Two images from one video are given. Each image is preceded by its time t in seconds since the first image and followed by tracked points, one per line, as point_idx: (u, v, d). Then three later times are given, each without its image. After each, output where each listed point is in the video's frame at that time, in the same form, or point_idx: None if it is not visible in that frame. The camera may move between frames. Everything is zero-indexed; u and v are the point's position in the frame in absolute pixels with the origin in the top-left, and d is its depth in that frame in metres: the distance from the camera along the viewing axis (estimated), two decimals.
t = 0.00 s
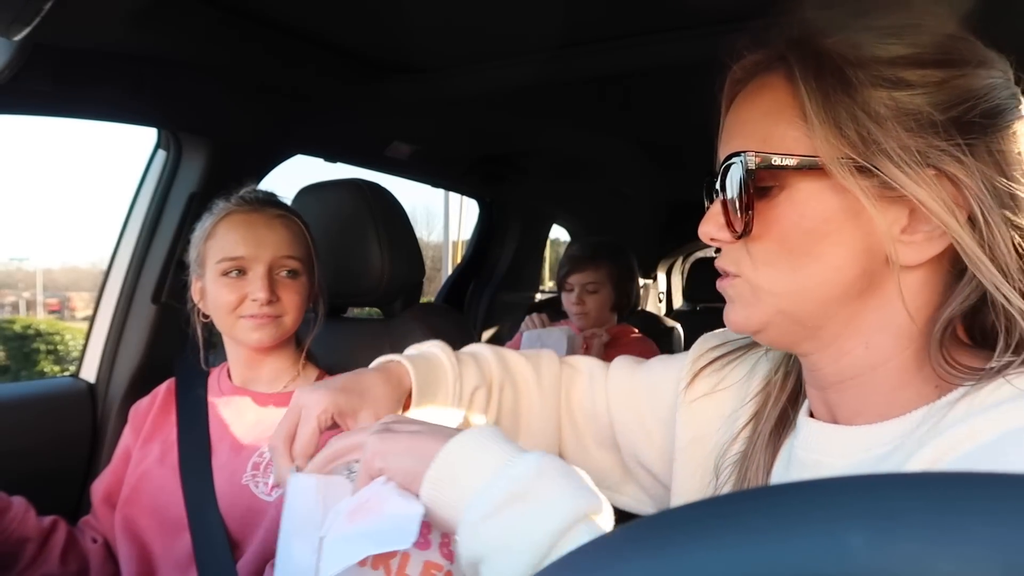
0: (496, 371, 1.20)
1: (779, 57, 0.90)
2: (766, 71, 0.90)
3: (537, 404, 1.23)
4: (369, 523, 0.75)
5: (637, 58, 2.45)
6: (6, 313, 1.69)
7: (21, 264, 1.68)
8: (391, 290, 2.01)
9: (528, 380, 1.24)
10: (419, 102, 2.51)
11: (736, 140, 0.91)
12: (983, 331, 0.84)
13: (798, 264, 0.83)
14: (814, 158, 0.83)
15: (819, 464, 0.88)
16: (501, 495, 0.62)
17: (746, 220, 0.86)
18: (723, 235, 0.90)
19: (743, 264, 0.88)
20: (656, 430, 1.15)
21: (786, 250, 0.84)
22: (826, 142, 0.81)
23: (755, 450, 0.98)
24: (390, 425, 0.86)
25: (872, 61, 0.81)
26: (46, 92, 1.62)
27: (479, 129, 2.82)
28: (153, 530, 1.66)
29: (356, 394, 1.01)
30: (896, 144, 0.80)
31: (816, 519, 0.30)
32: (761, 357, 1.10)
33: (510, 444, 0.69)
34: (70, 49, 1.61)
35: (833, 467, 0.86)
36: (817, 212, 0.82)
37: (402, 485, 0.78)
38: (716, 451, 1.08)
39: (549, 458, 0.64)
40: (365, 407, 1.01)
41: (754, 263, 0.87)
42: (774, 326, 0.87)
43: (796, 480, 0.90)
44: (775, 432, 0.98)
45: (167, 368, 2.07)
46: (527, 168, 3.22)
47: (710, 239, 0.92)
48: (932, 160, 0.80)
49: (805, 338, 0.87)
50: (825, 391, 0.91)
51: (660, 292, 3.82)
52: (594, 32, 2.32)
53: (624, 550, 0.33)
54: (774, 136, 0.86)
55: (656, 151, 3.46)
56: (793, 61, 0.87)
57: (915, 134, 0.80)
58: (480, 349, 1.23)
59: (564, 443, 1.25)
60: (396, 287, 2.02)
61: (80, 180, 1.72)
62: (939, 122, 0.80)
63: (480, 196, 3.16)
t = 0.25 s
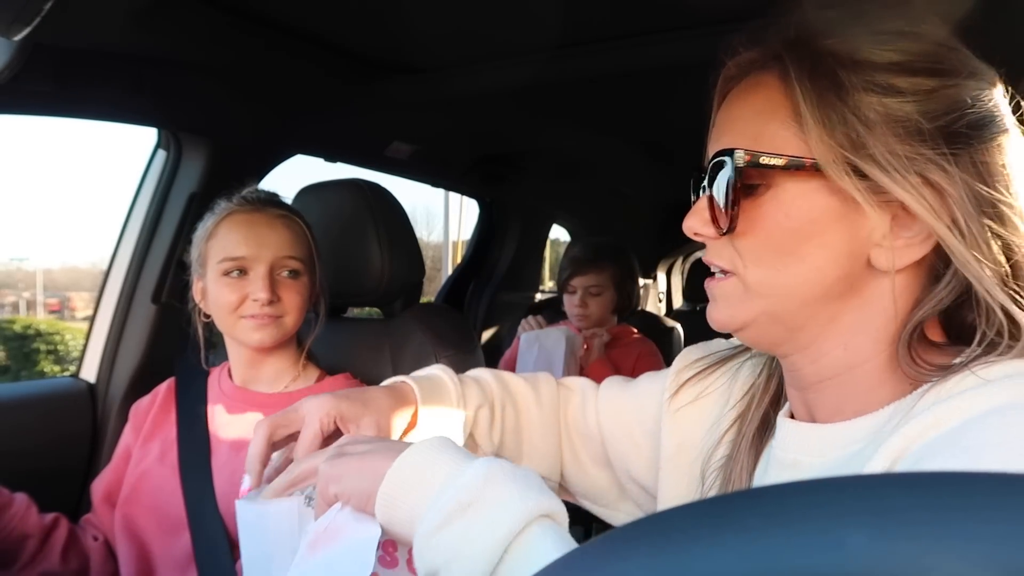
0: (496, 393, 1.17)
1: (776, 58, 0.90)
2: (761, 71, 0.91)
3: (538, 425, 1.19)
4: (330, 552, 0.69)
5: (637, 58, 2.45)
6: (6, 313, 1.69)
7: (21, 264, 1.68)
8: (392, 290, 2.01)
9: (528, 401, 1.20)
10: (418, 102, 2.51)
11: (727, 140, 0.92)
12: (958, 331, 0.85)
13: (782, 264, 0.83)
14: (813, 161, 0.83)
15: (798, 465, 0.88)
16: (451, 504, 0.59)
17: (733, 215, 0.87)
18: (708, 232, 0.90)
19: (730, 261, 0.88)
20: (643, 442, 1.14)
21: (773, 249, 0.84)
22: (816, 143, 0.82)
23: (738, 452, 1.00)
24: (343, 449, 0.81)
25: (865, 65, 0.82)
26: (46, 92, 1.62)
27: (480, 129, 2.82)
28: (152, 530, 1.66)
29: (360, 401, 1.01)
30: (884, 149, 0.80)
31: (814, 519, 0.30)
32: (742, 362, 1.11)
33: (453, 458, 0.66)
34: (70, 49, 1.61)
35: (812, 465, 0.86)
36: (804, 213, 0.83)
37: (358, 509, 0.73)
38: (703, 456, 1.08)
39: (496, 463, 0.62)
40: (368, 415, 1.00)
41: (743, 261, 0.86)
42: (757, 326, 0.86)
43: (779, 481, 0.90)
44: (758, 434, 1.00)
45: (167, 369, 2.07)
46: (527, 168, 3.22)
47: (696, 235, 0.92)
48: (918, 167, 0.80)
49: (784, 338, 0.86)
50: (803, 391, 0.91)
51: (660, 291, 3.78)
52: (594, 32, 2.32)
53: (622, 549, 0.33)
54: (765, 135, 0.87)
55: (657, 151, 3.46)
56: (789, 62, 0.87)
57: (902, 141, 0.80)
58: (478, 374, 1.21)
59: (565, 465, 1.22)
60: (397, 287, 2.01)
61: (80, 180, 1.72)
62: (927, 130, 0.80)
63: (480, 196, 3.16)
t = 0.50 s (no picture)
0: (490, 400, 1.16)
1: (752, 59, 0.91)
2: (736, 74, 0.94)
3: (534, 431, 1.18)
4: (328, 566, 0.71)
5: (637, 58, 2.45)
6: (6, 313, 1.69)
7: (21, 263, 1.67)
8: (392, 290, 2.00)
9: (523, 406, 1.19)
10: (418, 102, 2.51)
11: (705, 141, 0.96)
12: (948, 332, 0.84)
13: (737, 262, 0.88)
14: (758, 162, 0.87)
15: (793, 462, 0.87)
16: (445, 520, 0.58)
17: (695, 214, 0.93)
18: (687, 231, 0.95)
19: (700, 259, 0.93)
20: (643, 444, 1.14)
21: (729, 246, 0.89)
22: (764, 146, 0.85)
23: (736, 450, 1.00)
24: (335, 460, 0.79)
25: (816, 69, 0.82)
26: (46, 92, 1.62)
27: (480, 129, 2.82)
28: (151, 530, 1.65)
29: (347, 400, 1.02)
30: (822, 152, 0.80)
31: (814, 519, 0.29)
32: (742, 362, 1.11)
33: (448, 474, 0.64)
34: (70, 49, 1.61)
35: (808, 464, 0.86)
36: (756, 213, 0.87)
37: (352, 522, 0.73)
38: (700, 456, 1.08)
39: (489, 476, 0.61)
40: (353, 413, 1.01)
41: (706, 256, 0.92)
42: (722, 322, 0.91)
43: (775, 479, 0.90)
44: (757, 432, 1.00)
45: (167, 368, 2.07)
46: (527, 168, 3.22)
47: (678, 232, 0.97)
48: (854, 170, 0.80)
49: (755, 334, 0.89)
50: (795, 389, 0.92)
51: (660, 292, 3.77)
52: (593, 32, 2.32)
53: (622, 547, 0.33)
54: (728, 138, 0.91)
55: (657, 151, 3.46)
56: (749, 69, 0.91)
57: (841, 144, 0.80)
58: (474, 381, 1.20)
59: (563, 472, 1.21)
60: (397, 287, 2.01)
61: (81, 180, 1.72)
62: (864, 131, 0.79)
63: (480, 196, 3.16)
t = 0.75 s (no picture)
0: (485, 408, 1.15)
1: (766, 54, 0.91)
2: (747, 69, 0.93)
3: (529, 439, 1.17)
4: None
5: (637, 58, 2.45)
6: (6, 313, 1.69)
7: (21, 263, 1.67)
8: (392, 289, 2.00)
9: (518, 417, 1.18)
10: (419, 101, 2.52)
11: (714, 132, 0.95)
12: (952, 331, 0.85)
13: (747, 255, 0.86)
14: (778, 156, 0.85)
15: (794, 463, 0.87)
16: (447, 539, 0.58)
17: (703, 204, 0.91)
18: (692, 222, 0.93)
19: (703, 250, 0.91)
20: (643, 447, 1.14)
21: (740, 239, 0.87)
22: (785, 138, 0.85)
23: (735, 453, 1.00)
24: (333, 475, 0.78)
25: (841, 65, 0.83)
26: (45, 92, 1.62)
27: (480, 130, 2.82)
28: (151, 530, 1.66)
29: (340, 409, 1.01)
30: (848, 147, 0.81)
31: (815, 516, 0.30)
32: (741, 364, 1.12)
33: (445, 493, 0.64)
34: (70, 48, 1.61)
35: (809, 465, 0.86)
36: (770, 207, 0.85)
37: (351, 539, 0.72)
38: (700, 459, 1.08)
39: (489, 493, 0.61)
40: (344, 421, 1.00)
41: (713, 248, 0.90)
42: (727, 314, 0.89)
43: (778, 479, 0.90)
44: (756, 435, 1.00)
45: (167, 368, 2.07)
46: (527, 168, 3.22)
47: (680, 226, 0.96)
48: (880, 167, 0.80)
49: (760, 329, 0.89)
50: (796, 387, 0.92)
51: (660, 292, 3.82)
52: (593, 32, 2.32)
53: (621, 546, 0.33)
54: (741, 129, 0.90)
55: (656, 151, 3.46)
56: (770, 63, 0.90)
57: (868, 140, 0.81)
58: (470, 391, 1.19)
59: (562, 479, 1.20)
60: (397, 287, 2.00)
61: (81, 179, 1.72)
62: (891, 129, 0.80)
63: (480, 196, 3.16)
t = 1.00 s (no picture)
0: (484, 411, 1.15)
1: (768, 55, 0.91)
2: (750, 70, 0.93)
3: (529, 441, 1.17)
4: None
5: (636, 58, 2.46)
6: (6, 313, 1.69)
7: (21, 264, 1.67)
8: (392, 289, 2.00)
9: (517, 419, 1.18)
10: (418, 101, 2.52)
11: (718, 134, 0.93)
12: (958, 329, 0.85)
13: (762, 259, 0.85)
14: (798, 156, 0.84)
15: (799, 465, 0.88)
16: None
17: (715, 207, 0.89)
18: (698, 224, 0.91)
19: (706, 253, 0.90)
20: (643, 449, 1.14)
21: (754, 243, 0.85)
22: (802, 139, 0.84)
23: (735, 454, 1.01)
24: (338, 491, 0.77)
25: (856, 66, 0.83)
26: (45, 92, 1.62)
27: (480, 130, 2.82)
28: (152, 530, 1.66)
29: (340, 411, 1.01)
30: (872, 147, 0.81)
31: (816, 513, 0.30)
32: (739, 365, 1.12)
33: (451, 528, 0.60)
34: (70, 49, 1.61)
35: (813, 467, 0.87)
36: (786, 209, 0.84)
37: (351, 563, 0.72)
38: (700, 460, 1.08)
39: (497, 524, 0.57)
40: (343, 424, 1.00)
41: (721, 253, 0.88)
42: (738, 321, 0.87)
43: (781, 480, 0.90)
44: (755, 437, 1.00)
45: (168, 368, 2.07)
46: (527, 168, 3.22)
47: (686, 225, 0.93)
48: (904, 167, 0.81)
49: (773, 334, 0.88)
50: (801, 390, 0.92)
51: (660, 292, 3.82)
52: (592, 32, 2.32)
53: (624, 545, 0.33)
54: (750, 130, 0.89)
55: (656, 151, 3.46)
56: (783, 60, 0.88)
57: (890, 140, 0.81)
58: (467, 395, 1.19)
59: (562, 481, 1.20)
60: (398, 286, 2.00)
61: (81, 180, 1.72)
62: (914, 128, 0.81)
63: (480, 196, 3.16)
